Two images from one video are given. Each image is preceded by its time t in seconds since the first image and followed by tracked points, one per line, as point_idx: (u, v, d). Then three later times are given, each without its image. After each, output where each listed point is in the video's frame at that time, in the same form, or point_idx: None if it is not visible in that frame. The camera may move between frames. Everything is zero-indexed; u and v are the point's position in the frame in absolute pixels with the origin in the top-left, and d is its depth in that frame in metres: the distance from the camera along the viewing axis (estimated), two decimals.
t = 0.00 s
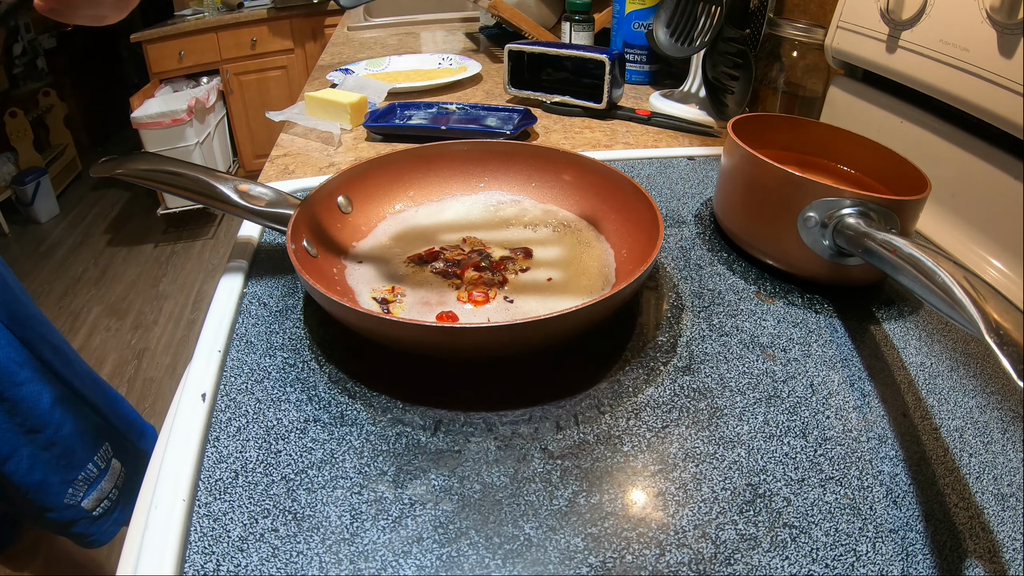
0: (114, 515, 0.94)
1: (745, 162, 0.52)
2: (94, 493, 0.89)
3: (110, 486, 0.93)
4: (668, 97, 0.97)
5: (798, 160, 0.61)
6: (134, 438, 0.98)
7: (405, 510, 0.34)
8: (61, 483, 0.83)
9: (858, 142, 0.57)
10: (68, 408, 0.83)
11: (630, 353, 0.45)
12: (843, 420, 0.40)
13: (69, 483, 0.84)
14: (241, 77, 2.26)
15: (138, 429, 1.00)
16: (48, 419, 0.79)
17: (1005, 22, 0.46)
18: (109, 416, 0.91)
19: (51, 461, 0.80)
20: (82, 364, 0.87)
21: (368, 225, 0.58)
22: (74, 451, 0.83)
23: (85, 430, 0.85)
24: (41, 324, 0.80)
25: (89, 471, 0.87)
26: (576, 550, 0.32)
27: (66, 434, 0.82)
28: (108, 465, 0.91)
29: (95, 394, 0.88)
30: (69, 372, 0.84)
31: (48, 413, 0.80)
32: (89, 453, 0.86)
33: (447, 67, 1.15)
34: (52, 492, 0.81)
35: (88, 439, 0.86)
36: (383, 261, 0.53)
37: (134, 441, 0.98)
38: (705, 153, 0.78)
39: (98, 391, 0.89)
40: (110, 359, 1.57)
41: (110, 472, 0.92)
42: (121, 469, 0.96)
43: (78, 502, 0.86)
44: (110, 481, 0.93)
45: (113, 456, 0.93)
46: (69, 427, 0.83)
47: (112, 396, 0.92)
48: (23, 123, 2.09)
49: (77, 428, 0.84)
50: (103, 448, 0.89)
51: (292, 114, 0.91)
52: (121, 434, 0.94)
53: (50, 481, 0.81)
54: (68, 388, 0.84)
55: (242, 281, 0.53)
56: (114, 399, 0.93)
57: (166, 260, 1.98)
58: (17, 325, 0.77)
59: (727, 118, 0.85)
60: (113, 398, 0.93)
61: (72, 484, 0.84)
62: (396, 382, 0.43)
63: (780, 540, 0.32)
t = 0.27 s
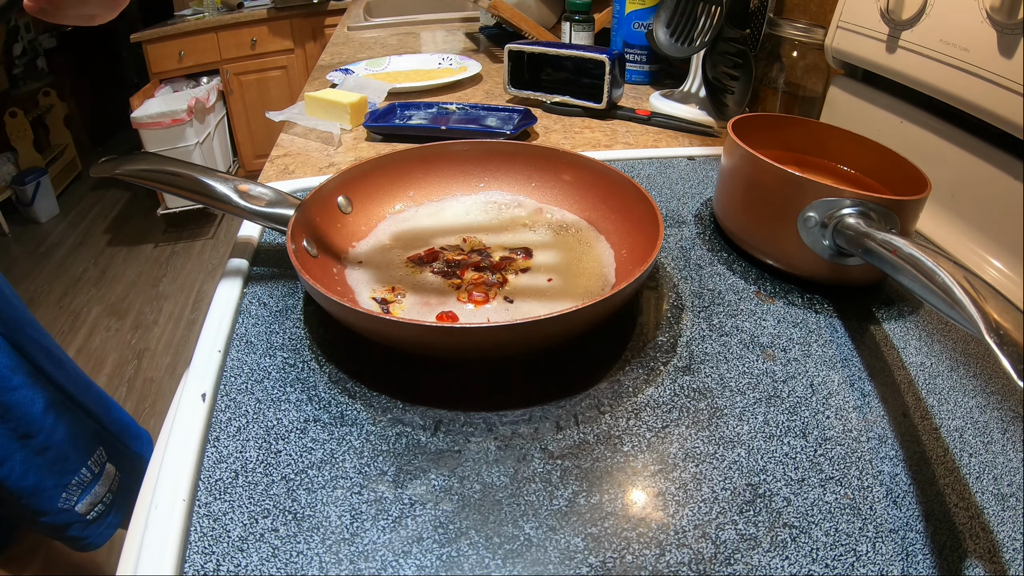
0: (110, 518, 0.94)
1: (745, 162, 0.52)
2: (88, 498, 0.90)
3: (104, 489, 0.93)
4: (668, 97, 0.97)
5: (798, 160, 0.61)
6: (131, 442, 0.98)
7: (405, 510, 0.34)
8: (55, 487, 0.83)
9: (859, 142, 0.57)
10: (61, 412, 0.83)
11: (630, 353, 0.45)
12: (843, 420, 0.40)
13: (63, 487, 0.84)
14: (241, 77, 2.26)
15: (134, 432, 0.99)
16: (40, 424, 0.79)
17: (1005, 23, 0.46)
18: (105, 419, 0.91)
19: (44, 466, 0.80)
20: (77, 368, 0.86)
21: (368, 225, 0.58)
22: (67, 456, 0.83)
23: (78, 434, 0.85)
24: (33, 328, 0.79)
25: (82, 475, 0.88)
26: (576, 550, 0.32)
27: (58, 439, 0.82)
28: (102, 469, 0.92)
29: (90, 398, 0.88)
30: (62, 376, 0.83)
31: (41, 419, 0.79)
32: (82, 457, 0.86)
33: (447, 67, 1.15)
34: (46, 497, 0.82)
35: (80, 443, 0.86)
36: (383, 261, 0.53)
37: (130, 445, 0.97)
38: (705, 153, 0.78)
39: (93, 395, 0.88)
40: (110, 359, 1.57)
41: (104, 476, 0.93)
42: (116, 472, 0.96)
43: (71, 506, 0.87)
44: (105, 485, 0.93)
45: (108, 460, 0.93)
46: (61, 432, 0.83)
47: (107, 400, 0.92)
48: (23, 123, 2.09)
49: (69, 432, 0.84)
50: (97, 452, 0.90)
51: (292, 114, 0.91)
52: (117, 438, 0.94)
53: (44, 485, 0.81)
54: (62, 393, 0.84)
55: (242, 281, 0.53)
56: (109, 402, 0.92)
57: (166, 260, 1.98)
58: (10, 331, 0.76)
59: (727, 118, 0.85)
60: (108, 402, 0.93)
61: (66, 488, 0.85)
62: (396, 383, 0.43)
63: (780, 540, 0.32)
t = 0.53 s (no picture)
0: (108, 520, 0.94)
1: (745, 162, 0.52)
2: (87, 499, 0.90)
3: (103, 491, 0.93)
4: (668, 97, 0.97)
5: (798, 160, 0.61)
6: (128, 443, 0.98)
7: (405, 510, 0.34)
8: (54, 489, 0.83)
9: (859, 142, 0.57)
10: (59, 414, 0.83)
11: (630, 353, 0.45)
12: (843, 420, 0.40)
13: (61, 489, 0.84)
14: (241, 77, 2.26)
15: (132, 434, 0.99)
16: (38, 426, 0.79)
17: (1006, 22, 0.46)
18: (102, 421, 0.91)
19: (42, 468, 0.80)
20: (73, 369, 0.86)
21: (367, 225, 0.58)
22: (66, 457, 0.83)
23: (76, 436, 0.85)
24: (30, 328, 0.79)
25: (81, 477, 0.88)
26: (576, 550, 0.32)
27: (56, 440, 0.82)
28: (101, 470, 0.92)
29: (87, 399, 0.88)
30: (59, 377, 0.83)
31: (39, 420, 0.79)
32: (80, 459, 0.86)
33: (447, 67, 1.15)
34: (44, 499, 0.81)
35: (78, 444, 0.86)
36: (383, 261, 0.53)
37: (128, 446, 0.97)
38: (705, 153, 0.78)
39: (89, 396, 0.88)
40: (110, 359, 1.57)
41: (103, 477, 0.93)
42: (115, 474, 0.96)
43: (69, 508, 0.87)
44: (103, 487, 0.93)
45: (107, 461, 0.93)
46: (60, 434, 0.82)
47: (104, 401, 0.92)
48: (23, 123, 2.09)
49: (67, 434, 0.84)
50: (96, 454, 0.90)
51: (292, 114, 0.91)
52: (115, 439, 0.94)
53: (42, 487, 0.80)
54: (60, 395, 0.84)
55: (242, 281, 0.53)
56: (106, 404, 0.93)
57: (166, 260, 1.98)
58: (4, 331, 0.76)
59: (727, 118, 0.85)
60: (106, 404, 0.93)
61: (65, 490, 0.85)
62: (396, 382, 0.43)
63: (780, 540, 0.32)
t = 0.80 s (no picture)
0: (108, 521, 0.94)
1: (745, 162, 0.52)
2: (86, 500, 0.89)
3: (103, 492, 0.93)
4: (668, 97, 0.97)
5: (798, 160, 0.61)
6: (128, 443, 0.97)
7: (405, 510, 0.34)
8: (53, 489, 0.83)
9: (859, 142, 0.57)
10: (59, 415, 0.83)
11: (630, 353, 0.45)
12: (843, 420, 0.40)
13: (60, 489, 0.84)
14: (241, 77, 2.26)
15: (131, 434, 0.99)
16: (38, 426, 0.79)
17: (1005, 23, 0.46)
18: (101, 422, 0.91)
19: (42, 468, 0.80)
20: (73, 369, 0.86)
21: (367, 225, 0.58)
22: (65, 457, 0.83)
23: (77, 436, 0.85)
24: (30, 328, 0.79)
25: (80, 477, 0.88)
26: (576, 550, 0.32)
27: (57, 440, 0.82)
28: (101, 471, 0.92)
29: (87, 400, 0.88)
30: (58, 377, 0.83)
31: (39, 419, 0.79)
32: (80, 460, 0.86)
33: (447, 67, 1.15)
34: (44, 499, 0.81)
35: (79, 445, 0.86)
36: (382, 261, 0.53)
37: (128, 447, 0.97)
38: (705, 153, 0.78)
39: (89, 395, 0.88)
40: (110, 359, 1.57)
41: (103, 478, 0.93)
42: (115, 474, 0.96)
43: (69, 509, 0.87)
44: (103, 488, 0.93)
45: (106, 462, 0.93)
46: (60, 434, 0.82)
47: (105, 402, 0.92)
48: (23, 123, 2.09)
49: (68, 434, 0.84)
50: (96, 454, 0.90)
51: (292, 114, 0.91)
52: (115, 440, 0.94)
53: (41, 487, 0.80)
54: (60, 395, 0.84)
55: (242, 281, 0.53)
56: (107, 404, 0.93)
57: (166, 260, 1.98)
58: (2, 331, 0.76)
59: (727, 118, 0.85)
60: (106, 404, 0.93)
61: (64, 490, 0.85)
62: (396, 383, 0.43)
63: (780, 540, 0.32)
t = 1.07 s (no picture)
0: (106, 526, 0.94)
1: (745, 162, 0.52)
2: (87, 504, 0.89)
3: (104, 496, 0.93)
4: (668, 97, 0.97)
5: (798, 160, 0.61)
6: (128, 447, 0.97)
7: (405, 510, 0.34)
8: (54, 492, 0.83)
9: (859, 142, 0.57)
10: (62, 418, 0.83)
11: (630, 353, 0.45)
12: (843, 420, 0.40)
13: (61, 492, 0.84)
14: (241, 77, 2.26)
15: (132, 438, 0.99)
16: (40, 429, 0.79)
17: (1005, 23, 0.46)
18: (103, 425, 0.91)
19: (43, 470, 0.80)
20: (73, 372, 0.86)
21: (367, 226, 0.58)
22: (67, 461, 0.83)
23: (81, 439, 0.85)
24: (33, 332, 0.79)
25: (82, 481, 0.87)
26: (576, 550, 0.32)
27: (59, 443, 0.82)
28: (102, 475, 0.91)
29: (90, 403, 0.88)
30: (59, 381, 0.83)
31: (41, 423, 0.79)
32: (82, 463, 0.86)
33: (447, 68, 1.15)
34: (44, 501, 0.81)
35: (83, 447, 0.86)
36: (383, 261, 0.53)
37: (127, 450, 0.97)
38: (705, 153, 0.78)
39: (89, 400, 0.88)
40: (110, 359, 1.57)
41: (104, 482, 0.92)
42: (116, 479, 0.95)
43: (69, 512, 0.87)
44: (104, 492, 0.93)
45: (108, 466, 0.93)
46: (62, 437, 0.82)
47: (107, 405, 0.92)
48: (23, 123, 2.09)
49: (71, 437, 0.84)
50: (98, 458, 0.89)
51: (292, 114, 0.91)
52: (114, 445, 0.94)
53: (41, 490, 0.80)
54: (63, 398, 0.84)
55: (242, 281, 0.53)
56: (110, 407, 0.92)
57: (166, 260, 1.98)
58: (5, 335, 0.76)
59: (727, 118, 0.85)
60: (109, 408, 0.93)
61: (65, 494, 0.85)
62: (396, 383, 0.43)
63: (780, 540, 0.32)
